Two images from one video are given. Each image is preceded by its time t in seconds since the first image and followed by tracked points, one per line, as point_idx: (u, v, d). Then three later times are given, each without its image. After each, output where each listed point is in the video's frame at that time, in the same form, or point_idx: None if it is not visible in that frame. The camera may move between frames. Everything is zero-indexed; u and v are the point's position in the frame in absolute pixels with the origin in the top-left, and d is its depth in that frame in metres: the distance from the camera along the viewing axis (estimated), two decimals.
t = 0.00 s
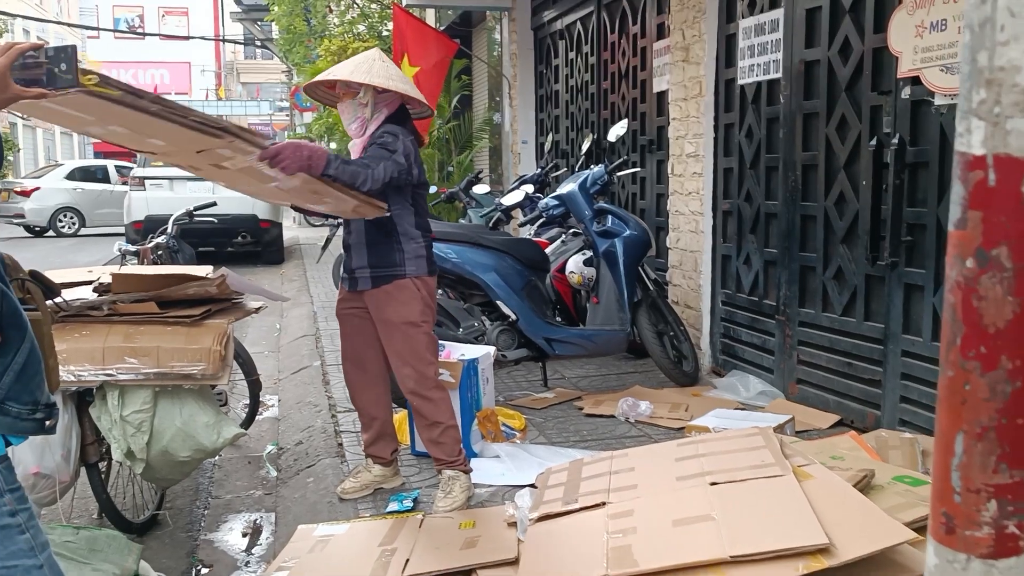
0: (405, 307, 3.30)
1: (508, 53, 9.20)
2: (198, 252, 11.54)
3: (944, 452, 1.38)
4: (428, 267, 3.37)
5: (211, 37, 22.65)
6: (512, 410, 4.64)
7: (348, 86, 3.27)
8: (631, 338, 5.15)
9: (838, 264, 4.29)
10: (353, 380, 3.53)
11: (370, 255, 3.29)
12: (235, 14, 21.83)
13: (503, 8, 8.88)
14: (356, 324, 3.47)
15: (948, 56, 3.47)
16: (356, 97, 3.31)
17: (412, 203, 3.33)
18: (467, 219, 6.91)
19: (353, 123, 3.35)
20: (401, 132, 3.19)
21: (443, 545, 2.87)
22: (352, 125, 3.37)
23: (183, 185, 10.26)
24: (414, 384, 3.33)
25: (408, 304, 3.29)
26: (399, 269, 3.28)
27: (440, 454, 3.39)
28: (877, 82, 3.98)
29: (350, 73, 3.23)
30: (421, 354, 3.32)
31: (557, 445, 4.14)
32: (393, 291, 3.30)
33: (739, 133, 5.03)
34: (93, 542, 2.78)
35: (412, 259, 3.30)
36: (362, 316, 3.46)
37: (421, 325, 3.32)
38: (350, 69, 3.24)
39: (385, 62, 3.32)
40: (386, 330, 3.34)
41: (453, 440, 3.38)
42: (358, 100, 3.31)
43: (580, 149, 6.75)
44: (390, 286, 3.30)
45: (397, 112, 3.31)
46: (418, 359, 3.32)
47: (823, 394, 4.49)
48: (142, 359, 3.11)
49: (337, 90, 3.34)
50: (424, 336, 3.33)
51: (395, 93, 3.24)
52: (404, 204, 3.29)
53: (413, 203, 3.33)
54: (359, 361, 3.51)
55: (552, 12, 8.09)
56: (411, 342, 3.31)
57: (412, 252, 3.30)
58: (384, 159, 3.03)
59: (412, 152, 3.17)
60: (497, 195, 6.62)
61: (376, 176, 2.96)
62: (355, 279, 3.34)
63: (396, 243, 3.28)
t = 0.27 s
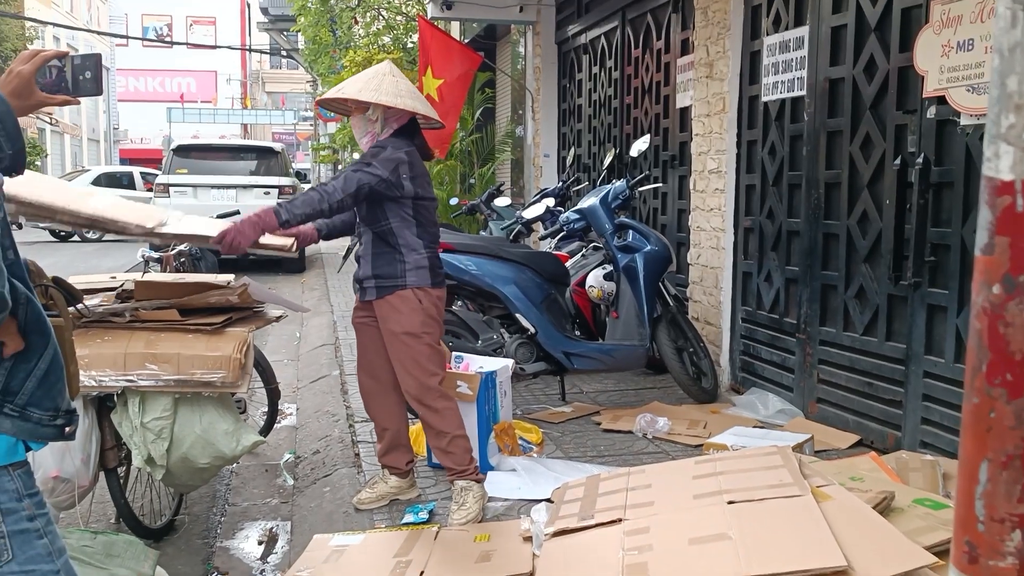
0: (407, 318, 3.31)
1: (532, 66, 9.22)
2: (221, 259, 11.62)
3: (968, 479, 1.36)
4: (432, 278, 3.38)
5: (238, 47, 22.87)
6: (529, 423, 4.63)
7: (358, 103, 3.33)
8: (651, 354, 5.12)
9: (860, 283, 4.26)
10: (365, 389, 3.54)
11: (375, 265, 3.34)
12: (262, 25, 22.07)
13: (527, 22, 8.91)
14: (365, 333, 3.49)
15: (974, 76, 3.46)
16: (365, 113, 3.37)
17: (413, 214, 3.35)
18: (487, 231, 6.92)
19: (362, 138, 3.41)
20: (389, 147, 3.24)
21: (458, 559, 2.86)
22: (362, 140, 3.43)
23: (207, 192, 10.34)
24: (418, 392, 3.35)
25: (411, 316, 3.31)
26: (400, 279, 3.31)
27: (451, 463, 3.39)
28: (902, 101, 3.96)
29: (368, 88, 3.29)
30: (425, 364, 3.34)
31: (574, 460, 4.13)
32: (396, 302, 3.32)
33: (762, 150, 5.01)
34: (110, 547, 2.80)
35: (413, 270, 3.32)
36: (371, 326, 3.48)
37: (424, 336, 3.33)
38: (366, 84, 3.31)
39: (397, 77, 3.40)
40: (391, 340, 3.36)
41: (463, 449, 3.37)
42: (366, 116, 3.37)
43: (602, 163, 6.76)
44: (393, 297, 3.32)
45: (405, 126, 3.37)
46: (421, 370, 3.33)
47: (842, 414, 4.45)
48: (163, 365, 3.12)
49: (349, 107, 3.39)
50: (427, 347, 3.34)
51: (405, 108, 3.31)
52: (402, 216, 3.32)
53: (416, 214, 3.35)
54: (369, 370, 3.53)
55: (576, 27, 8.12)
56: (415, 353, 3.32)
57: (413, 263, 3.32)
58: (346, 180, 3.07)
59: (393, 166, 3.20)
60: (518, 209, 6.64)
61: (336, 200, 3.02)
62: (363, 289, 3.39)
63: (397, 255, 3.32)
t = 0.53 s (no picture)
0: (410, 324, 3.31)
1: (539, 74, 9.25)
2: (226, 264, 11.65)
3: (971, 495, 1.27)
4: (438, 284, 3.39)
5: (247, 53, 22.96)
6: (533, 431, 4.63)
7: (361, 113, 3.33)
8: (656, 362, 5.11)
9: (866, 294, 4.25)
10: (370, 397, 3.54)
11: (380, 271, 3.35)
12: (270, 30, 22.16)
13: (535, 30, 8.94)
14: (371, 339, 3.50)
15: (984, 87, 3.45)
16: (365, 122, 3.38)
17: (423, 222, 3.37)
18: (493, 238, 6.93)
19: (362, 147, 3.41)
20: (399, 158, 3.28)
21: (460, 567, 2.86)
22: (362, 149, 3.43)
23: (214, 197, 10.37)
24: (414, 400, 3.33)
25: (413, 322, 3.30)
26: (407, 285, 3.32)
27: (451, 471, 3.36)
28: (909, 112, 3.96)
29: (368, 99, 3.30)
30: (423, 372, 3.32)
31: (578, 468, 4.12)
32: (401, 307, 3.32)
33: (768, 159, 5.01)
34: (113, 551, 2.80)
35: (420, 276, 3.33)
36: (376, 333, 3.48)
37: (426, 342, 3.31)
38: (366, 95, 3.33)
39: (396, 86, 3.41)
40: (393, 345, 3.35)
41: (461, 456, 3.34)
42: (367, 125, 3.38)
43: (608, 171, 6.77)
44: (398, 302, 3.33)
45: (406, 135, 3.40)
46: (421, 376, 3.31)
47: (847, 425, 4.44)
48: (163, 362, 3.11)
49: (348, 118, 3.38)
50: (427, 354, 3.32)
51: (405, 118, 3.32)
52: (412, 224, 3.35)
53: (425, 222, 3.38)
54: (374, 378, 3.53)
55: (584, 35, 8.13)
56: (415, 359, 3.31)
57: (421, 269, 3.33)
58: (372, 210, 3.17)
59: (408, 180, 3.25)
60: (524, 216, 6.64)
61: (370, 233, 3.15)
62: (367, 295, 3.39)
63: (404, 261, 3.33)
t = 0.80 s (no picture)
0: (432, 324, 3.36)
1: (537, 76, 9.25)
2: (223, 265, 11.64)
3: (964, 495, 1.27)
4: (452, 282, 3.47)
5: (245, 54, 22.95)
6: (530, 433, 4.63)
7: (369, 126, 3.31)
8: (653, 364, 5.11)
9: (862, 297, 4.26)
10: (368, 398, 3.52)
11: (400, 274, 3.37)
12: (268, 32, 22.16)
13: (533, 32, 8.95)
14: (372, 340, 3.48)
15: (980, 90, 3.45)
16: (366, 132, 3.35)
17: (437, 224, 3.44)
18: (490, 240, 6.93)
19: (363, 156, 3.38)
20: (420, 163, 3.34)
21: (456, 568, 2.86)
22: (360, 157, 3.40)
23: (211, 198, 10.36)
24: (430, 399, 3.36)
25: (434, 322, 3.36)
26: (429, 287, 3.38)
27: (452, 471, 3.40)
28: (905, 116, 3.97)
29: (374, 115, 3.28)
30: (441, 371, 3.37)
31: (574, 470, 4.12)
32: (421, 307, 3.36)
33: (765, 162, 5.02)
34: (108, 552, 2.79)
35: (439, 275, 3.40)
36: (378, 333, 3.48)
37: (446, 341, 3.38)
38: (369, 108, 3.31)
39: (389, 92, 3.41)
40: (409, 345, 3.40)
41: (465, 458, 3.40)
42: (370, 135, 3.36)
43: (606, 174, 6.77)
44: (418, 302, 3.36)
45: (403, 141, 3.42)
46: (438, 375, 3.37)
47: (843, 427, 4.44)
48: (165, 368, 3.13)
49: (349, 131, 3.33)
50: (446, 354, 3.38)
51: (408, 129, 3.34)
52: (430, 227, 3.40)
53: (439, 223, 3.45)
54: (373, 379, 3.51)
55: (581, 38, 8.14)
56: (433, 358, 3.36)
57: (439, 268, 3.40)
58: (417, 220, 3.27)
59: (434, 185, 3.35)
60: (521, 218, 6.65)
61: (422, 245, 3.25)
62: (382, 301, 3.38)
63: (425, 263, 3.38)
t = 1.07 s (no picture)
0: (458, 318, 3.41)
1: (532, 75, 9.25)
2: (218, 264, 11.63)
3: (958, 491, 1.27)
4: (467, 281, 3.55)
5: (240, 53, 22.90)
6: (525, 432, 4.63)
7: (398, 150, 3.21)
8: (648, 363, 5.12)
9: (858, 295, 4.26)
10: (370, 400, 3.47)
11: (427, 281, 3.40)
12: (264, 31, 22.14)
13: (528, 31, 8.94)
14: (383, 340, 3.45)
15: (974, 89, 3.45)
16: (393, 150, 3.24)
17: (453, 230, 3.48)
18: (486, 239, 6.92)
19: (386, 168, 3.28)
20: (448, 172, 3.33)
21: (452, 567, 2.86)
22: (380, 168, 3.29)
23: (206, 197, 10.34)
24: (458, 396, 3.40)
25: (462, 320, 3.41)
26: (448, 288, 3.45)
27: (474, 466, 3.44)
28: (901, 115, 3.98)
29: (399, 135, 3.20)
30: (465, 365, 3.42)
31: (570, 468, 4.13)
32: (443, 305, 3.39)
33: (761, 161, 5.02)
34: (103, 551, 2.79)
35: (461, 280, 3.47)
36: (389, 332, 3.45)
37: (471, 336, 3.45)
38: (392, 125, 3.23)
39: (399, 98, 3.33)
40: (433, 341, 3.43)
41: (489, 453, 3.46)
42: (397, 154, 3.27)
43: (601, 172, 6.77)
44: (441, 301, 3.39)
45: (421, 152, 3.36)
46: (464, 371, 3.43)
47: (838, 426, 4.45)
48: (156, 365, 3.12)
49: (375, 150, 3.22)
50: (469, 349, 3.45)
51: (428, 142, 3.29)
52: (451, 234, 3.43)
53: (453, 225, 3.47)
54: (378, 379, 3.48)
55: (577, 36, 8.14)
56: (460, 354, 3.42)
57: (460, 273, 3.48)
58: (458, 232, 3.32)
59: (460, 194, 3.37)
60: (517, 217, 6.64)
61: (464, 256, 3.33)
62: (402, 306, 3.41)
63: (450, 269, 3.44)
